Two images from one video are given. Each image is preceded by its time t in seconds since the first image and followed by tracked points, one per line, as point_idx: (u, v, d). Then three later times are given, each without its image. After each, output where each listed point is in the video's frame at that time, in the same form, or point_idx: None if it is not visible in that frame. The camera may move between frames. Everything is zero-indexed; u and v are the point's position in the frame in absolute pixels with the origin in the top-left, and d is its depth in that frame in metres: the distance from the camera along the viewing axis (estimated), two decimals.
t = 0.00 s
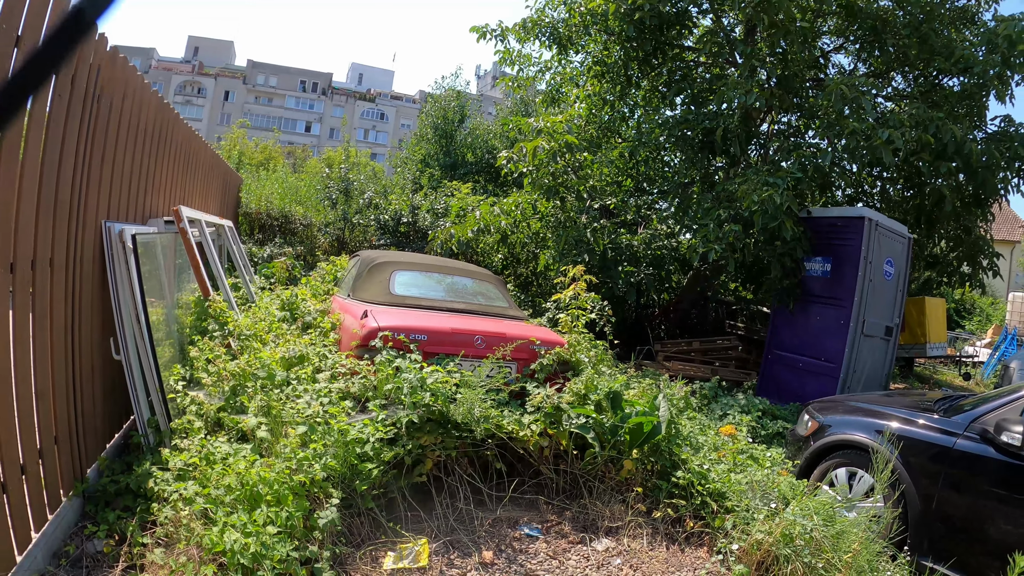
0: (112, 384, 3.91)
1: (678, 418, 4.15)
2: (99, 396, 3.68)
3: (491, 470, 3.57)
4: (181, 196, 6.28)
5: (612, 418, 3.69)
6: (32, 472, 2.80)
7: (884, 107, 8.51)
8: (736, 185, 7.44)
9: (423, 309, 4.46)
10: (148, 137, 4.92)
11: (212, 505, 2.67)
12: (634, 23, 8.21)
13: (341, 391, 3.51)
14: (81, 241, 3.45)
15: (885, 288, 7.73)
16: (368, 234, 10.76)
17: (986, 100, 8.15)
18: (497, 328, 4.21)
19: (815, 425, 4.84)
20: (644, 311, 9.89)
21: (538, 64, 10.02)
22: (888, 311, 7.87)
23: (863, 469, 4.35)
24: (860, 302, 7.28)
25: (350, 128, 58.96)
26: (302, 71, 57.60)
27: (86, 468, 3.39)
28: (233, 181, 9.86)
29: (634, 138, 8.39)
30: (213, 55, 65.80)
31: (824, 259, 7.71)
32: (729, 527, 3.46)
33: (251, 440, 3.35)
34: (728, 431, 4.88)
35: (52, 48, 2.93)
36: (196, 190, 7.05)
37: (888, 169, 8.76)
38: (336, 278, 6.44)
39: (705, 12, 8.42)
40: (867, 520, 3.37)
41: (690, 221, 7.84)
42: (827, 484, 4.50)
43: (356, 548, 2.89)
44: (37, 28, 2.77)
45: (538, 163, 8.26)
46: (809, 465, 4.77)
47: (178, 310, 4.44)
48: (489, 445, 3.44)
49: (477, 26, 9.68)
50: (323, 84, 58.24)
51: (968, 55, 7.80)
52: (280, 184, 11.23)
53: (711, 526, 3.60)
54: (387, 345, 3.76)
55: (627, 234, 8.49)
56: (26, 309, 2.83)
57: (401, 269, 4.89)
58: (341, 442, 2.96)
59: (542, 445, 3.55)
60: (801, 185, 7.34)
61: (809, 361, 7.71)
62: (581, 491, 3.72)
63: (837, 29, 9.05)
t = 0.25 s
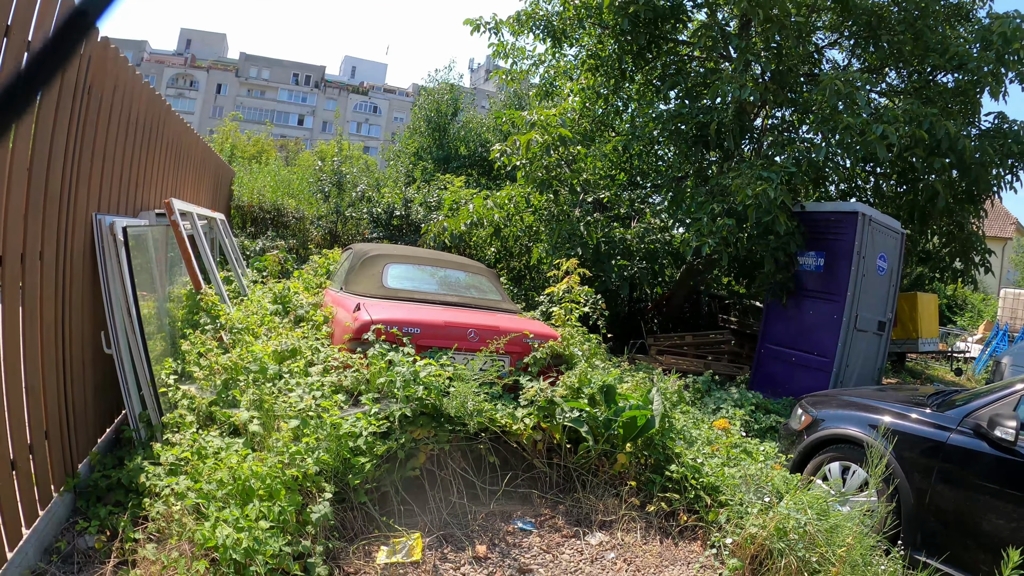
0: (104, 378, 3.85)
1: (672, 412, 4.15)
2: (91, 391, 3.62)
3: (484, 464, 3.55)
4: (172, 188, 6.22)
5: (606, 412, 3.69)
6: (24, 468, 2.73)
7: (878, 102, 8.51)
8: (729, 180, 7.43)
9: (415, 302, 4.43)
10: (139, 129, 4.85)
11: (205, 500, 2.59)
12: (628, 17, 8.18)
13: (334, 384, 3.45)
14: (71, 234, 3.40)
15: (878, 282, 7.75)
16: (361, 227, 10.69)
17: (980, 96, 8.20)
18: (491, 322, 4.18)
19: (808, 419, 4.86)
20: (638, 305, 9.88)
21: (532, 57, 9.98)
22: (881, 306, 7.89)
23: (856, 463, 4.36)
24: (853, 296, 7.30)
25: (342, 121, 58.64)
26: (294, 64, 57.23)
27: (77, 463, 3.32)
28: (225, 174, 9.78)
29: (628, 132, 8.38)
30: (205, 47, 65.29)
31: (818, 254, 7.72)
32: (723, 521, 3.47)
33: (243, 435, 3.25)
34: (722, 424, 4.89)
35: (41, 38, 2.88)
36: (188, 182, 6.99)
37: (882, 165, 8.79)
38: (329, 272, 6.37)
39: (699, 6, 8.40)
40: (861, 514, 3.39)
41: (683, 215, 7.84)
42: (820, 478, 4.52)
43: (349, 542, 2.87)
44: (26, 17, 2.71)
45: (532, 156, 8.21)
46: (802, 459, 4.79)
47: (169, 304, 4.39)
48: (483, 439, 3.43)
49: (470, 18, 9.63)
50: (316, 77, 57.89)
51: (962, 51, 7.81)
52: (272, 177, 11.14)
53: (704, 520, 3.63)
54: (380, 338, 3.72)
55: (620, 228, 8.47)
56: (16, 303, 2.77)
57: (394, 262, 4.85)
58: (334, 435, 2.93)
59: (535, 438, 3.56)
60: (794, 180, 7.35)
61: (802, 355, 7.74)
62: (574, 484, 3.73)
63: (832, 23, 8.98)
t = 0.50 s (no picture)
0: (100, 371, 3.80)
1: (669, 405, 4.15)
2: (87, 384, 3.56)
3: (482, 457, 3.52)
4: (167, 180, 6.16)
5: (603, 404, 3.71)
6: (19, 463, 2.67)
7: (876, 96, 8.50)
8: (727, 172, 7.41)
9: (412, 294, 4.41)
10: (135, 120, 4.80)
11: (201, 493, 2.53)
12: (626, 9, 8.16)
13: (330, 376, 3.40)
14: (66, 225, 3.35)
15: (874, 276, 7.76)
16: (357, 219, 10.63)
17: (977, 91, 8.20)
18: (487, 313, 4.16)
19: (805, 412, 4.87)
20: (634, 298, 9.92)
21: (529, 49, 9.93)
22: (877, 300, 7.90)
23: (853, 456, 4.37)
24: (849, 290, 7.30)
25: (339, 113, 58.37)
26: (290, 56, 56.92)
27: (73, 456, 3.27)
28: (221, 167, 9.72)
29: (625, 125, 8.36)
30: (200, 39, 64.88)
31: (814, 247, 7.72)
32: (720, 513, 3.51)
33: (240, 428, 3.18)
34: (719, 417, 4.88)
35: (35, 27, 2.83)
36: (183, 174, 6.93)
37: (879, 159, 8.82)
38: (324, 264, 6.31)
39: None
40: (858, 507, 3.43)
41: (681, 207, 7.83)
42: (817, 470, 4.52)
43: (346, 535, 2.87)
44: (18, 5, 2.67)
45: (529, 148, 8.16)
46: (799, 451, 4.80)
47: (165, 296, 4.35)
48: (479, 431, 3.41)
49: (467, 10, 9.58)
50: (312, 69, 57.59)
51: (960, 46, 7.80)
52: (268, 169, 11.07)
53: (701, 512, 3.66)
54: (377, 330, 3.69)
55: (617, 221, 8.44)
56: (11, 295, 2.73)
57: (390, 254, 4.83)
58: (331, 428, 2.89)
59: (532, 430, 3.56)
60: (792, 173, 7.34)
61: (798, 349, 7.75)
62: (571, 476, 3.71)
63: (830, 18, 9.09)
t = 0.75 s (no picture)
0: (99, 363, 3.77)
1: (670, 398, 4.15)
2: (85, 377, 3.53)
3: (481, 450, 3.49)
4: (166, 171, 6.13)
5: (603, 397, 3.67)
6: (17, 456, 2.65)
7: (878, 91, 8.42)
8: (728, 166, 7.38)
9: (411, 286, 4.39)
10: (134, 111, 4.77)
11: (200, 486, 2.50)
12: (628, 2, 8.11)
13: (330, 368, 3.35)
14: (65, 217, 3.32)
15: (875, 272, 7.75)
16: (357, 211, 10.58)
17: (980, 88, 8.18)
18: (487, 306, 4.14)
19: (806, 407, 4.87)
20: (633, 291, 9.93)
21: (530, 42, 9.89)
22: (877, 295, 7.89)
23: (853, 451, 4.38)
24: (850, 285, 7.29)
25: (339, 106, 58.18)
26: (290, 48, 56.69)
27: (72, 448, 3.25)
28: (220, 158, 9.68)
29: (626, 118, 8.33)
30: (199, 30, 64.61)
31: (815, 242, 7.70)
32: (719, 507, 3.52)
33: (239, 420, 3.16)
34: (718, 411, 4.87)
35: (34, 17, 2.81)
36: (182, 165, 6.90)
37: (880, 154, 8.84)
38: (324, 255, 6.26)
39: None
40: (858, 502, 3.47)
41: (681, 201, 7.80)
42: (817, 465, 4.53)
43: (346, 527, 2.85)
44: None
45: (529, 140, 8.12)
46: (799, 446, 4.80)
47: (164, 288, 4.32)
48: (479, 424, 3.37)
49: (468, 2, 9.53)
50: (312, 61, 57.37)
51: (963, 42, 7.76)
52: (268, 161, 11.03)
53: (701, 506, 3.67)
54: (377, 322, 3.67)
55: (618, 214, 8.41)
56: (9, 287, 2.70)
57: (391, 246, 4.82)
58: (330, 420, 2.84)
59: (532, 423, 3.53)
60: (794, 168, 7.31)
61: (798, 344, 7.74)
62: (571, 470, 3.70)
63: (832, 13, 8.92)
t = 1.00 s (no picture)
0: (97, 357, 3.73)
1: (670, 392, 4.14)
2: (82, 370, 3.48)
3: (481, 444, 3.48)
4: (165, 164, 6.09)
5: (603, 391, 3.65)
6: (12, 450, 2.61)
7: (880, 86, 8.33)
8: (729, 159, 7.34)
9: (411, 279, 4.36)
10: (132, 104, 4.73)
11: (197, 480, 2.47)
12: None
13: (329, 362, 3.31)
14: (61, 210, 3.28)
15: (876, 266, 7.72)
16: (356, 205, 10.54)
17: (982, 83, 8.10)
18: (487, 298, 4.10)
19: (807, 401, 4.85)
20: (633, 284, 9.91)
21: (530, 35, 9.84)
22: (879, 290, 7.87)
23: (855, 446, 4.35)
24: (851, 279, 7.27)
25: (338, 100, 58.02)
26: (290, 42, 56.49)
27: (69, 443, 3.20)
28: (219, 152, 9.63)
29: (627, 111, 8.28)
30: (198, 24, 64.37)
31: (817, 236, 7.67)
32: (721, 502, 3.54)
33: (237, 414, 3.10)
34: (719, 405, 4.85)
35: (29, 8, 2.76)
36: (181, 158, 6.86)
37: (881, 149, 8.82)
38: (324, 249, 6.22)
39: None
40: (859, 497, 3.45)
41: (682, 194, 7.76)
42: (818, 460, 4.51)
43: (345, 522, 2.82)
44: None
45: (529, 134, 8.07)
46: (800, 441, 4.79)
47: (163, 282, 4.25)
48: (479, 418, 3.33)
49: None
50: (311, 55, 57.19)
51: (965, 37, 7.71)
52: (267, 155, 10.98)
53: (702, 501, 3.67)
54: (377, 316, 3.62)
55: (618, 208, 8.36)
56: (5, 283, 2.66)
57: (390, 239, 4.78)
58: (329, 414, 2.80)
59: (532, 417, 3.51)
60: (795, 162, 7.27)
61: (798, 338, 7.72)
62: (572, 464, 3.67)
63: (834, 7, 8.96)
